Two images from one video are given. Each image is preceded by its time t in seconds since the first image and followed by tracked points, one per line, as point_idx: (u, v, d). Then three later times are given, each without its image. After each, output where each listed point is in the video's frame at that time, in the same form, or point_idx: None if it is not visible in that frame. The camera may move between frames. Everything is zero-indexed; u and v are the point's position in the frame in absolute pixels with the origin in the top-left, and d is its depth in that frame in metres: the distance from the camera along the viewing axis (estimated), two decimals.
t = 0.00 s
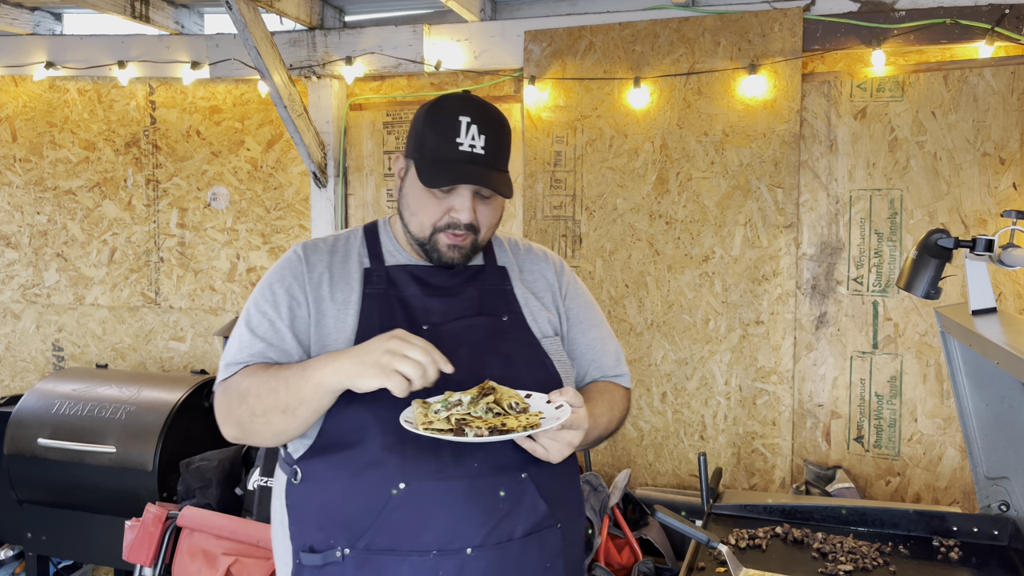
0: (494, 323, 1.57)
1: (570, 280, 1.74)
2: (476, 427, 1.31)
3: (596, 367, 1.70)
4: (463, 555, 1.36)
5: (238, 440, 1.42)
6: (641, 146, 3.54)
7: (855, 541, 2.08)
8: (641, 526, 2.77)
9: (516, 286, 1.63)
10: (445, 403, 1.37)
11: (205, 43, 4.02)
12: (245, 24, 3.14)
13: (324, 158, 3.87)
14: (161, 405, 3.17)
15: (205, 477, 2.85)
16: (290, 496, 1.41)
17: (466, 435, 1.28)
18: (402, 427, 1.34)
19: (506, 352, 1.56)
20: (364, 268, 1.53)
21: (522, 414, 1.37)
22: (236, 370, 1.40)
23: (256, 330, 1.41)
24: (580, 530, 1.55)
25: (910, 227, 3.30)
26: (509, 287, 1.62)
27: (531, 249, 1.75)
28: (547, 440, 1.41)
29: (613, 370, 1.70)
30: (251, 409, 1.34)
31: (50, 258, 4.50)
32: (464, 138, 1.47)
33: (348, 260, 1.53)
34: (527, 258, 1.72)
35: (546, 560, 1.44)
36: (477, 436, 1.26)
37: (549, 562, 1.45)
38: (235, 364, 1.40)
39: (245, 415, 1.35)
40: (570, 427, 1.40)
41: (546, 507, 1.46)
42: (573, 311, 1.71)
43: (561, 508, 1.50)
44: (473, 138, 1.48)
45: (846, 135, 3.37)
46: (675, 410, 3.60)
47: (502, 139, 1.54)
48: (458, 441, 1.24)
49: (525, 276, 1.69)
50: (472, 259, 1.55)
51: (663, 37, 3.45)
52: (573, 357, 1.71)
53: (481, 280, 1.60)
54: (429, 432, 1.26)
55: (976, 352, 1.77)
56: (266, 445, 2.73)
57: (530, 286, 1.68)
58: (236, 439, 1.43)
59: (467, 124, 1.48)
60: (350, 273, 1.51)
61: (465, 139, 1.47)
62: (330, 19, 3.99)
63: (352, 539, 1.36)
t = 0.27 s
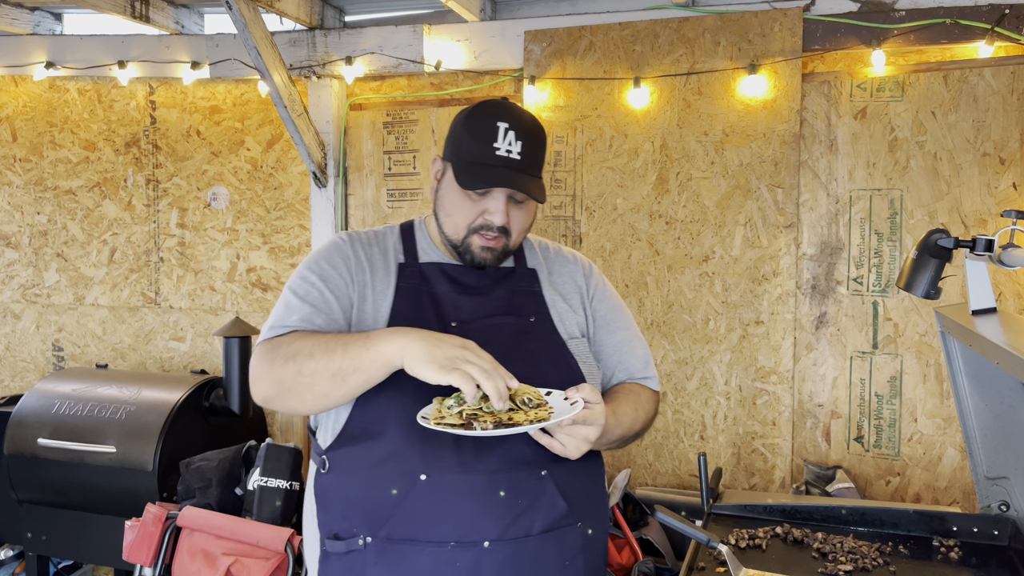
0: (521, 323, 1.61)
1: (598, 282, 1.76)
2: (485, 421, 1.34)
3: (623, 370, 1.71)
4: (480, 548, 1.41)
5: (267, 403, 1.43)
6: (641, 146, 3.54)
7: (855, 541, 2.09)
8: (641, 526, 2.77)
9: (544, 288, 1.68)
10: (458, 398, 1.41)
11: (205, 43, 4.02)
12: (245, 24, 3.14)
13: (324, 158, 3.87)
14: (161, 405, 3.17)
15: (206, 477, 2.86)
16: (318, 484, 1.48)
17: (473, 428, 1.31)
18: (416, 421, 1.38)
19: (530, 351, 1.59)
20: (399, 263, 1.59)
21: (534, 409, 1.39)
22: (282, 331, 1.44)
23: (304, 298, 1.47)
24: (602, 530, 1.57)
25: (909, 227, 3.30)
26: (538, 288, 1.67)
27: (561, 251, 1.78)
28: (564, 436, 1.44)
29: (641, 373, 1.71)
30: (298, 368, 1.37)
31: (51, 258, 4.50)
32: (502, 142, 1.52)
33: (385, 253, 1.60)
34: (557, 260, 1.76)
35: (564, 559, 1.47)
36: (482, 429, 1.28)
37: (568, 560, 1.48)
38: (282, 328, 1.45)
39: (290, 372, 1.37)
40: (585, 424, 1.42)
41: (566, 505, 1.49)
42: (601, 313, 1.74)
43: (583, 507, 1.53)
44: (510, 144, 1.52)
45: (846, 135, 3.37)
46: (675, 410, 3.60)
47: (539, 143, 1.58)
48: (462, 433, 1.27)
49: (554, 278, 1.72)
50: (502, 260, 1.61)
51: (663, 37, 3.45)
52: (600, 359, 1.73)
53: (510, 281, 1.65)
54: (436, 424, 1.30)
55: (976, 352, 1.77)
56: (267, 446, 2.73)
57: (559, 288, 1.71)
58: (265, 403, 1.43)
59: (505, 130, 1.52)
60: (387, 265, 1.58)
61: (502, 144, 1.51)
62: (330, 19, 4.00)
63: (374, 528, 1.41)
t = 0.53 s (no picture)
0: (540, 317, 1.68)
1: (618, 283, 1.85)
2: (483, 407, 1.38)
3: (640, 370, 1.79)
4: (492, 535, 1.48)
5: (300, 408, 1.57)
6: (641, 146, 3.54)
7: (855, 541, 2.09)
8: (641, 525, 2.76)
9: (564, 284, 1.76)
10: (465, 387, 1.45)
11: (205, 42, 4.02)
12: (245, 24, 3.14)
13: (324, 158, 3.88)
14: (161, 405, 3.17)
15: (206, 477, 2.86)
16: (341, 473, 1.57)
17: (470, 412, 1.35)
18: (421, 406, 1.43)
19: (548, 345, 1.66)
20: (420, 258, 1.70)
21: (534, 399, 1.42)
22: (300, 341, 1.57)
23: (320, 307, 1.59)
24: (615, 527, 1.63)
25: (909, 227, 3.31)
26: (558, 284, 1.75)
27: (584, 252, 1.88)
28: (564, 428, 1.44)
29: (657, 373, 1.78)
30: (310, 374, 1.48)
31: (51, 258, 4.50)
32: (504, 112, 1.69)
33: (406, 251, 1.71)
34: (579, 260, 1.85)
35: (576, 551, 1.53)
36: (478, 414, 1.32)
37: (581, 553, 1.54)
38: (299, 336, 1.58)
39: (306, 381, 1.49)
40: (586, 417, 1.42)
41: (580, 498, 1.55)
42: (619, 313, 1.82)
43: (597, 502, 1.59)
44: (511, 114, 1.69)
45: (845, 135, 3.37)
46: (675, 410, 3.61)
47: (545, 128, 1.74)
48: (456, 415, 1.31)
49: (575, 276, 1.81)
50: (513, 236, 1.70)
51: (663, 37, 3.45)
52: (618, 357, 1.81)
53: (532, 276, 1.73)
54: (435, 406, 1.34)
55: (976, 351, 1.78)
56: (267, 446, 2.73)
57: (579, 285, 1.80)
58: (299, 408, 1.57)
59: (507, 104, 1.70)
60: (408, 262, 1.70)
61: (504, 115, 1.69)
62: (331, 19, 4.00)
63: (391, 513, 1.49)
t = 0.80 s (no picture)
0: (540, 318, 1.68)
1: (617, 283, 1.85)
2: (482, 407, 1.38)
3: (639, 370, 1.79)
4: (492, 536, 1.47)
5: (304, 409, 1.57)
6: (641, 146, 3.54)
7: (855, 541, 2.08)
8: (641, 525, 2.76)
9: (564, 284, 1.76)
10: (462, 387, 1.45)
11: (205, 42, 4.01)
12: (245, 24, 3.14)
13: (324, 158, 3.87)
14: (161, 405, 3.17)
15: (206, 477, 2.86)
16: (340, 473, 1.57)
17: (469, 412, 1.35)
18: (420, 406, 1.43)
19: (548, 345, 1.66)
20: (420, 258, 1.71)
21: (532, 399, 1.42)
22: (300, 342, 1.57)
23: (320, 307, 1.59)
24: (614, 528, 1.63)
25: (910, 227, 3.30)
26: (557, 285, 1.75)
27: (583, 252, 1.88)
28: (562, 429, 1.43)
29: (657, 374, 1.78)
30: (313, 374, 1.48)
31: (51, 258, 4.50)
32: (507, 119, 1.69)
33: (406, 250, 1.71)
34: (578, 260, 1.85)
35: (576, 551, 1.53)
36: (476, 414, 1.32)
37: (580, 554, 1.54)
38: (300, 338, 1.57)
39: (309, 382, 1.49)
40: (584, 418, 1.42)
41: (579, 499, 1.55)
42: (619, 313, 1.81)
43: (596, 503, 1.59)
44: (515, 120, 1.69)
45: (846, 135, 3.37)
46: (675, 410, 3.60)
47: (548, 136, 1.73)
48: (455, 416, 1.31)
49: (575, 277, 1.81)
50: (508, 241, 1.69)
51: (663, 37, 3.45)
52: (617, 358, 1.81)
53: (531, 277, 1.72)
54: (434, 406, 1.34)
55: (976, 351, 1.78)
56: (267, 446, 2.73)
57: (578, 285, 1.80)
58: (302, 410, 1.57)
59: (511, 109, 1.70)
60: (408, 261, 1.70)
61: (507, 120, 1.69)
62: (330, 19, 4.00)
63: (390, 514, 1.49)
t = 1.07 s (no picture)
0: (539, 319, 1.68)
1: (617, 284, 1.85)
2: (484, 407, 1.38)
3: (639, 371, 1.79)
4: (492, 536, 1.47)
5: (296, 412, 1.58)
6: (641, 146, 3.54)
7: (855, 541, 2.08)
8: (641, 525, 2.76)
9: (564, 285, 1.76)
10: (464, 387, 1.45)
11: (205, 42, 4.01)
12: (245, 24, 3.14)
13: (324, 158, 3.87)
14: (161, 405, 3.17)
15: (206, 477, 2.86)
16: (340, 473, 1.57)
17: (472, 412, 1.35)
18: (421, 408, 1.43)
19: (548, 346, 1.66)
20: (419, 259, 1.70)
21: (534, 399, 1.43)
22: (297, 346, 1.57)
23: (317, 311, 1.59)
24: (614, 529, 1.63)
25: (909, 227, 3.30)
26: (557, 285, 1.75)
27: (583, 253, 1.88)
28: (564, 428, 1.44)
29: (656, 374, 1.78)
30: (307, 382, 1.48)
31: (51, 258, 4.50)
32: (514, 115, 1.70)
33: (405, 252, 1.71)
34: (578, 261, 1.85)
35: (576, 552, 1.53)
36: (480, 414, 1.32)
37: (580, 554, 1.54)
38: (296, 341, 1.58)
39: (302, 389, 1.50)
40: (585, 417, 1.42)
41: (579, 499, 1.55)
42: (618, 314, 1.81)
43: (596, 503, 1.59)
44: (522, 117, 1.70)
45: (846, 135, 3.37)
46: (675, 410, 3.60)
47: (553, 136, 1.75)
48: (459, 416, 1.31)
49: (574, 278, 1.81)
50: (510, 237, 1.69)
51: (663, 37, 3.45)
52: (617, 358, 1.81)
53: (530, 278, 1.73)
54: (437, 407, 1.35)
55: (976, 351, 1.78)
56: (267, 446, 2.73)
57: (578, 286, 1.80)
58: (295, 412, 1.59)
59: (518, 106, 1.71)
60: (407, 263, 1.69)
61: (514, 116, 1.70)
62: (330, 19, 4.00)
63: (390, 515, 1.49)
